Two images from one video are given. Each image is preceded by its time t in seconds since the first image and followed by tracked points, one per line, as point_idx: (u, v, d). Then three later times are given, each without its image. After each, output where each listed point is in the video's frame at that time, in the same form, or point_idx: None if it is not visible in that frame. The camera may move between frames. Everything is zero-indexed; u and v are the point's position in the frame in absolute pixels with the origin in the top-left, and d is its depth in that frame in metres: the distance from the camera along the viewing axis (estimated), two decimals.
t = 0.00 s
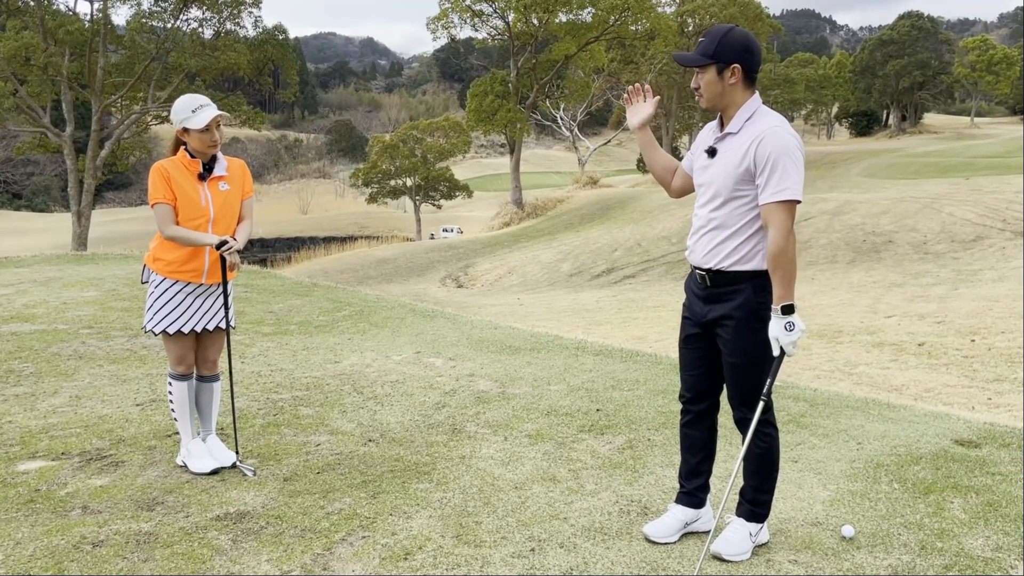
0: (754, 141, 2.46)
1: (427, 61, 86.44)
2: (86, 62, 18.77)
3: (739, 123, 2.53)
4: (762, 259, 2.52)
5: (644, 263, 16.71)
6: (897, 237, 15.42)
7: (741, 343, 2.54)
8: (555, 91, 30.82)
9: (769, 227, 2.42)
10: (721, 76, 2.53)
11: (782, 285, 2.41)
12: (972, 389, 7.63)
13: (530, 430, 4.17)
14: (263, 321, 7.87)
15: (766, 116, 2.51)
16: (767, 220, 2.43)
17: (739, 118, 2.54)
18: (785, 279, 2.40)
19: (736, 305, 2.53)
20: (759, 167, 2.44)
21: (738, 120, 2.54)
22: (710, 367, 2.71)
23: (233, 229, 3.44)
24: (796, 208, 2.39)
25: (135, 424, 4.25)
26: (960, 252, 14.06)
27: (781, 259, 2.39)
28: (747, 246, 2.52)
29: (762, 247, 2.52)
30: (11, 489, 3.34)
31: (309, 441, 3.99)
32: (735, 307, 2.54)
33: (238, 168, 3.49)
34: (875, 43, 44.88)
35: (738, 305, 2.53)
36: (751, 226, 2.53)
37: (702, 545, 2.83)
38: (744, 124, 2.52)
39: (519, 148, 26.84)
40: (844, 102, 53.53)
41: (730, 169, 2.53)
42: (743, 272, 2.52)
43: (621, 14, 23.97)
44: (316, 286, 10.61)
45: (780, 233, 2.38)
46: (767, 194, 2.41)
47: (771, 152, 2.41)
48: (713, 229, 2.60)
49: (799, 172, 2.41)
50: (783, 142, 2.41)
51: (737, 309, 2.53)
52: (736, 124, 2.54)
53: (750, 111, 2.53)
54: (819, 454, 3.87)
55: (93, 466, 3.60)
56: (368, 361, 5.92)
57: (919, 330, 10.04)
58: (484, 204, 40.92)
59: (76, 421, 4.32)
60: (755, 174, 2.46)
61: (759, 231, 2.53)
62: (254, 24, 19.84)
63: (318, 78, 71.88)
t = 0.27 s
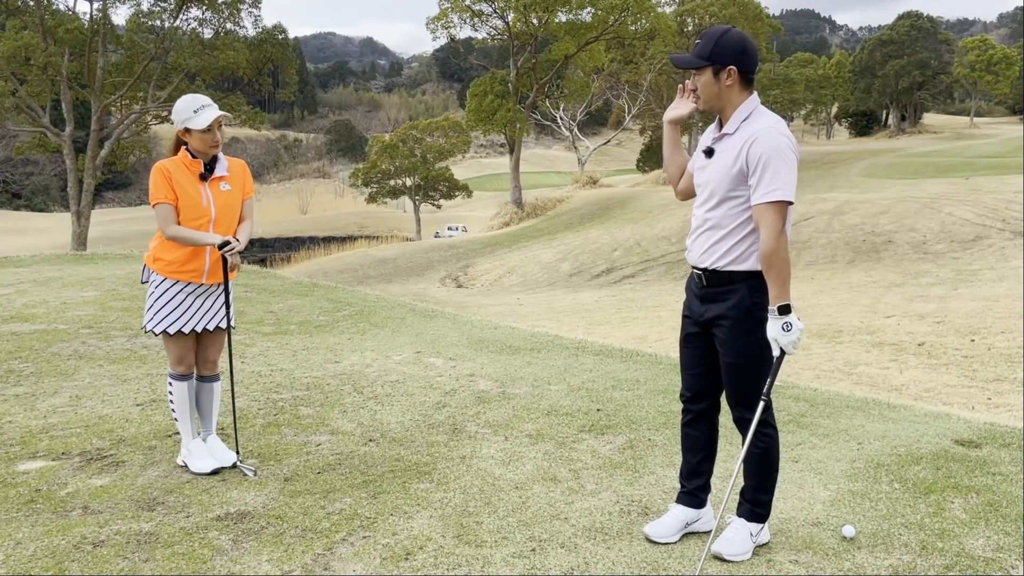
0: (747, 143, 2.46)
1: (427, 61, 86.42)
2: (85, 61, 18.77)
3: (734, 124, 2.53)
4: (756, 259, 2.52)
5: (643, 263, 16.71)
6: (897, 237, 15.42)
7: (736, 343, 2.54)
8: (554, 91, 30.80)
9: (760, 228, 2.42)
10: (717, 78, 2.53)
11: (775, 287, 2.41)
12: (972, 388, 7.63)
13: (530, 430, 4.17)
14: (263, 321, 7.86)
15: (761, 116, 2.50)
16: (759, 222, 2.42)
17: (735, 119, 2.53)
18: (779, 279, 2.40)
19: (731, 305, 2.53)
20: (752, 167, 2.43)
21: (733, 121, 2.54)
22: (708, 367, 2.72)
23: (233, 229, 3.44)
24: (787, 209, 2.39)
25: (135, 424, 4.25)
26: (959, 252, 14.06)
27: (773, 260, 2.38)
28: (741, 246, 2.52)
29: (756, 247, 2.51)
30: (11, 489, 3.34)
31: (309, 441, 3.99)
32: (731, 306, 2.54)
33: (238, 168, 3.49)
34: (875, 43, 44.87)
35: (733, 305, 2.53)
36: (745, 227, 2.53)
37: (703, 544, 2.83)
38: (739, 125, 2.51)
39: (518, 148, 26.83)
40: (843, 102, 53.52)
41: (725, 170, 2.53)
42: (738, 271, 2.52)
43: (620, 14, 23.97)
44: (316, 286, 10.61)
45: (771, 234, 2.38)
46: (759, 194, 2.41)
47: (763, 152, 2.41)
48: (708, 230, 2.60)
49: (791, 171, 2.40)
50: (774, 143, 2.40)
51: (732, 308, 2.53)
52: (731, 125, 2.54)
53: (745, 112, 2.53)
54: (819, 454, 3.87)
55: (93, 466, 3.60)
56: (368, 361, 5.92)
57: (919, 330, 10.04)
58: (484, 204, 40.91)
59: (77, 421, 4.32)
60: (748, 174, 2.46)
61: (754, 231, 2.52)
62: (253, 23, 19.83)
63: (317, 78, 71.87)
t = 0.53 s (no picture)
0: (746, 143, 2.46)
1: (427, 61, 86.43)
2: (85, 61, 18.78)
3: (735, 123, 2.53)
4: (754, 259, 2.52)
5: (643, 263, 16.71)
6: (897, 237, 15.43)
7: (736, 343, 2.54)
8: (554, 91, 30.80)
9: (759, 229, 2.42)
10: (720, 77, 2.54)
11: (774, 288, 2.42)
12: (972, 388, 7.63)
13: (530, 429, 4.18)
14: (264, 320, 7.86)
15: (761, 116, 2.50)
16: (757, 222, 2.43)
17: (735, 119, 2.53)
18: (778, 280, 2.41)
19: (730, 305, 2.54)
20: (750, 168, 2.43)
21: (734, 120, 2.53)
22: (709, 367, 2.71)
23: (234, 230, 3.45)
24: (786, 210, 2.40)
25: (136, 424, 4.24)
26: (959, 252, 14.06)
27: (773, 261, 2.39)
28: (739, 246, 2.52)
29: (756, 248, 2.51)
30: (11, 488, 3.34)
31: (309, 440, 3.98)
32: (730, 307, 2.54)
33: (239, 168, 3.49)
34: (874, 43, 44.87)
35: (733, 304, 2.53)
36: (743, 227, 2.53)
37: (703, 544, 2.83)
38: (740, 125, 2.51)
39: (518, 148, 26.83)
40: (843, 101, 53.53)
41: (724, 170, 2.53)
42: (738, 271, 2.52)
43: (620, 14, 23.97)
44: (317, 286, 10.62)
45: (771, 236, 2.39)
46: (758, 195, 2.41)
47: (762, 152, 2.40)
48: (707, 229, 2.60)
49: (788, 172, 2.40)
50: (774, 144, 2.40)
51: (732, 308, 2.53)
52: (732, 125, 2.53)
53: (745, 112, 2.53)
54: (819, 453, 3.87)
55: (93, 466, 3.60)
56: (368, 361, 5.92)
57: (919, 330, 10.04)
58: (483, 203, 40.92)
59: (77, 420, 4.31)
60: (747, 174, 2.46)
61: (754, 231, 2.53)
62: (253, 23, 19.83)
63: (317, 78, 71.87)
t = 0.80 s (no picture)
0: (761, 144, 2.47)
1: (426, 61, 86.41)
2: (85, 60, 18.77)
3: (741, 125, 2.52)
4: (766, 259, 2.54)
5: (643, 263, 16.71)
6: (897, 237, 15.42)
7: (747, 341, 2.54)
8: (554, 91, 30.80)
9: (775, 228, 2.44)
10: (716, 83, 2.52)
11: (786, 287, 2.43)
12: (972, 388, 7.63)
13: (530, 429, 4.18)
14: (263, 320, 7.84)
15: (768, 117, 2.51)
16: (773, 223, 2.45)
17: (738, 123, 2.53)
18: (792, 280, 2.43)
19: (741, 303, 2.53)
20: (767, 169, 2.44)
21: (739, 123, 2.52)
22: (710, 366, 2.71)
23: (235, 230, 3.45)
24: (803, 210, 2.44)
25: (135, 424, 4.24)
26: (959, 252, 14.06)
27: (790, 262, 2.41)
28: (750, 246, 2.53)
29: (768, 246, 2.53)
30: (11, 488, 3.34)
31: (309, 440, 3.98)
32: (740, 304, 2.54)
33: (239, 168, 3.48)
34: (874, 43, 44.86)
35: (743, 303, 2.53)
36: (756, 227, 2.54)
37: (704, 544, 2.83)
38: (747, 127, 2.51)
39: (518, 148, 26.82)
40: (843, 101, 53.54)
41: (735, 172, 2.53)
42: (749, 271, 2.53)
43: (620, 13, 23.96)
44: (316, 286, 10.62)
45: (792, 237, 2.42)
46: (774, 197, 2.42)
47: (779, 154, 2.42)
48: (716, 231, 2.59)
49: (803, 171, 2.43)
50: (786, 146, 2.43)
51: (744, 306, 2.53)
52: (738, 128, 2.53)
53: (749, 115, 2.52)
54: (819, 453, 3.87)
55: (93, 465, 3.60)
56: (368, 361, 5.91)
57: (919, 329, 10.03)
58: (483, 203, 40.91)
59: (76, 420, 4.31)
60: (761, 175, 2.48)
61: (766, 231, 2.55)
62: (253, 23, 19.81)
63: (317, 78, 71.87)
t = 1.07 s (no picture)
0: (771, 142, 2.50)
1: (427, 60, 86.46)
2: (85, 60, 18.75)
3: (747, 126, 2.54)
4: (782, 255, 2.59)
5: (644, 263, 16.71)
6: (897, 237, 15.42)
7: (762, 339, 2.53)
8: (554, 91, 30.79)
9: (797, 222, 2.48)
10: (712, 83, 2.53)
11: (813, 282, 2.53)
12: (974, 388, 7.63)
13: (532, 429, 4.18)
14: (264, 320, 7.84)
15: (771, 116, 2.56)
16: (794, 218, 2.49)
17: (741, 122, 2.54)
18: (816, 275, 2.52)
19: (756, 301, 2.53)
20: (782, 165, 2.48)
21: (743, 123, 2.54)
22: (713, 367, 2.71)
23: (238, 230, 3.45)
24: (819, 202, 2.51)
25: (138, 424, 4.24)
26: (960, 252, 14.06)
27: (816, 254, 2.48)
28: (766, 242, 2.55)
29: (782, 241, 2.57)
30: (14, 488, 3.34)
31: (312, 440, 3.98)
32: (755, 303, 2.53)
33: (242, 168, 3.48)
34: (874, 43, 44.84)
35: (758, 300, 2.53)
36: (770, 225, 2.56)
37: (708, 544, 2.83)
38: (753, 125, 2.54)
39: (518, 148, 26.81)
40: (843, 101, 53.52)
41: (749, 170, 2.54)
42: (764, 268, 2.54)
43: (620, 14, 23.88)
44: (317, 286, 10.61)
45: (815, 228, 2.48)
46: (791, 192, 2.47)
47: (796, 150, 2.47)
48: (729, 230, 2.57)
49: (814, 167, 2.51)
50: (800, 141, 2.49)
51: (759, 303, 2.53)
52: (743, 127, 2.54)
53: (752, 114, 2.55)
54: (822, 453, 3.87)
55: (96, 465, 3.60)
56: (370, 361, 5.91)
57: (920, 330, 10.02)
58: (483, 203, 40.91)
59: (79, 420, 4.30)
60: (774, 172, 2.50)
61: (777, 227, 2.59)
62: (253, 22, 19.80)
63: (316, 78, 71.82)
